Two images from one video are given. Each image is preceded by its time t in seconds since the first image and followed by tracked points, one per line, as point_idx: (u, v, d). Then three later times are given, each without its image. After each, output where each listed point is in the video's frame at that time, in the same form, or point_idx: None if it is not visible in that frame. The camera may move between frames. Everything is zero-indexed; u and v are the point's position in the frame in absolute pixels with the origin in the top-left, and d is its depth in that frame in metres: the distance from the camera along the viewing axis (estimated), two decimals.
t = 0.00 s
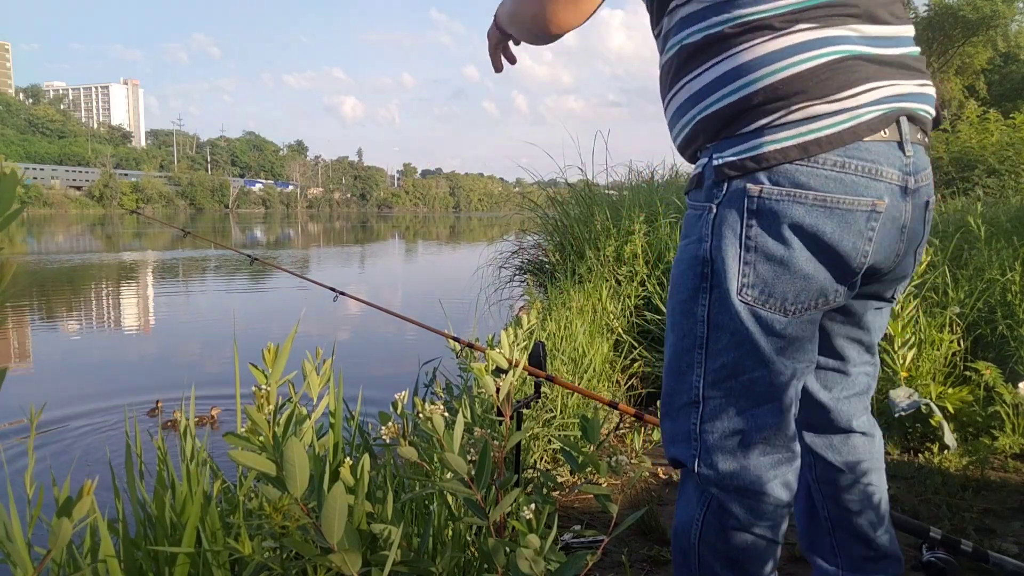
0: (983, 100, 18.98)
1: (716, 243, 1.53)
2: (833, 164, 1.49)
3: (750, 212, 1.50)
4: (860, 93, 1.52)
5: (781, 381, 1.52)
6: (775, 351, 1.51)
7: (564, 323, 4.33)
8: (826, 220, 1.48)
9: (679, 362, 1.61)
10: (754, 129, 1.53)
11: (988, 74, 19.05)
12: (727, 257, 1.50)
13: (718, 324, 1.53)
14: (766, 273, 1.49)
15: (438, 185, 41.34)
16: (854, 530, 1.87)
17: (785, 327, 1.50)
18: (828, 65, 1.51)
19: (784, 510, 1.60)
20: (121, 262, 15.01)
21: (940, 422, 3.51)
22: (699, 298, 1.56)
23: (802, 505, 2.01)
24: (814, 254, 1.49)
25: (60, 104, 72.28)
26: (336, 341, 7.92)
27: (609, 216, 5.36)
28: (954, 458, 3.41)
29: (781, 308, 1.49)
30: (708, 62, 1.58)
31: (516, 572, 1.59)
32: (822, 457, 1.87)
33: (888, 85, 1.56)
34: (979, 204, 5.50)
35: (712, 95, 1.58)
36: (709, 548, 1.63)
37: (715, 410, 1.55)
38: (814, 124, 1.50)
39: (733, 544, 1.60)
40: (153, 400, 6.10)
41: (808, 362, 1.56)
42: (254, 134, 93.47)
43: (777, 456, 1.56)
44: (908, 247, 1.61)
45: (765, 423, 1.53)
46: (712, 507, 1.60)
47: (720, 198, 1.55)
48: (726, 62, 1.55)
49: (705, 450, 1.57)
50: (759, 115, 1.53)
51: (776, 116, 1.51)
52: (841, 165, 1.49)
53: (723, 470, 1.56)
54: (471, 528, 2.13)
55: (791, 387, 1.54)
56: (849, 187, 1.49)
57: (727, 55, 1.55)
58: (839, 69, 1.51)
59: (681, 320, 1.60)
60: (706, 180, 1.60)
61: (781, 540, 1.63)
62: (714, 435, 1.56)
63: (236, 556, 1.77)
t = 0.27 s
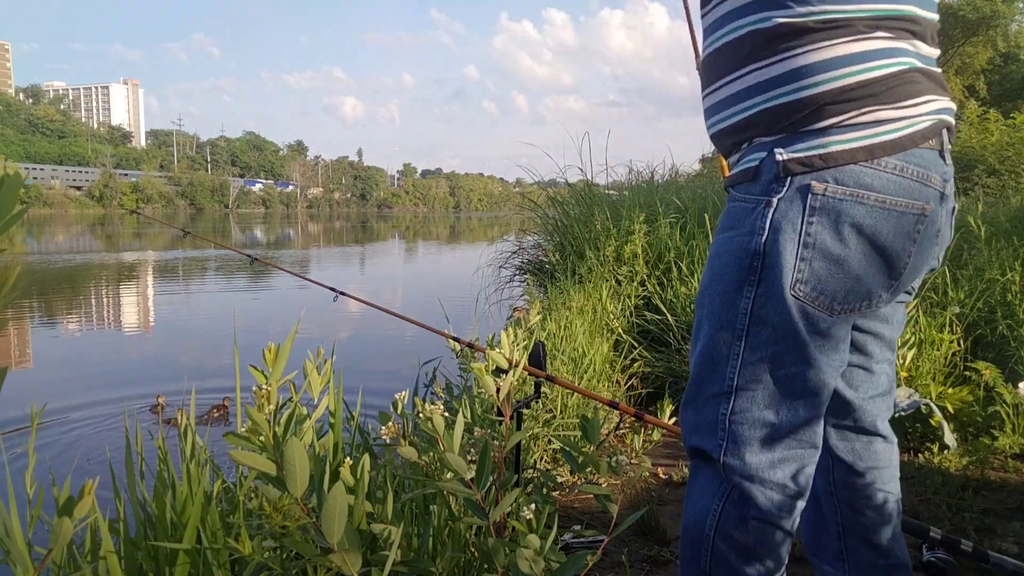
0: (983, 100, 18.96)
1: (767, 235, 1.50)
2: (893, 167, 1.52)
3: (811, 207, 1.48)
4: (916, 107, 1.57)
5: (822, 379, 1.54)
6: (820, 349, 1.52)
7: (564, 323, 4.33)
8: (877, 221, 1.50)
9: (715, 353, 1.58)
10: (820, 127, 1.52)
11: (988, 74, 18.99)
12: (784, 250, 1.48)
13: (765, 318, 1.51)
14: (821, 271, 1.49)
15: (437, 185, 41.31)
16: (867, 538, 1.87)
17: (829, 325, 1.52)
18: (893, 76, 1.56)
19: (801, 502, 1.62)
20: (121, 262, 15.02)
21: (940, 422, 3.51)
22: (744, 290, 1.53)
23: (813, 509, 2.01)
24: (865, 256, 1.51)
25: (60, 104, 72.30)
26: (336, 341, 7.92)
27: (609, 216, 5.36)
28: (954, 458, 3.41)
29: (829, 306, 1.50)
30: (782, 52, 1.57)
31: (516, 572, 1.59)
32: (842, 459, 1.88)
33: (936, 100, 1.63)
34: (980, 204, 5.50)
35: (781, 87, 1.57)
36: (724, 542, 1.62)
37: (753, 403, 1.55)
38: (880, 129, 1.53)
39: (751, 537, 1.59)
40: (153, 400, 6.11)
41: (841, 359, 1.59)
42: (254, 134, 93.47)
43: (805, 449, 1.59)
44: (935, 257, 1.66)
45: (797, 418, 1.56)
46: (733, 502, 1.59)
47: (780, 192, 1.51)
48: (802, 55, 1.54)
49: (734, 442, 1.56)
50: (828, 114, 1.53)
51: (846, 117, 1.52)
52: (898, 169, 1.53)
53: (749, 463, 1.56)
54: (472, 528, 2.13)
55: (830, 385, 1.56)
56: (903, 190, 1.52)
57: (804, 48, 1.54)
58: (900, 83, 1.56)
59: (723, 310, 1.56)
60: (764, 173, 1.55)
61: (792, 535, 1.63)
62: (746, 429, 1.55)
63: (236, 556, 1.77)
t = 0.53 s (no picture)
0: (983, 100, 18.92)
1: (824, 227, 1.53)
2: (949, 163, 1.57)
3: (875, 198, 1.51)
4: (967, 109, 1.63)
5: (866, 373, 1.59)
6: (867, 343, 1.56)
7: (564, 323, 4.33)
8: (932, 217, 1.54)
9: (760, 345, 1.59)
10: (885, 118, 1.55)
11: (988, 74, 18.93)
12: (845, 241, 1.51)
13: (816, 310, 1.54)
14: (876, 264, 1.53)
15: (437, 185, 41.29)
16: (874, 538, 1.88)
17: (876, 319, 1.56)
18: (950, 76, 1.62)
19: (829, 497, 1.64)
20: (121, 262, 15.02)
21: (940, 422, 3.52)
22: (798, 281, 1.55)
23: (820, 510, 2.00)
24: (916, 251, 1.55)
25: (60, 104, 72.33)
26: (336, 341, 7.92)
27: (609, 216, 5.36)
28: (954, 458, 3.42)
29: (881, 299, 1.54)
30: (854, 39, 1.57)
31: (516, 572, 1.59)
32: (859, 459, 1.88)
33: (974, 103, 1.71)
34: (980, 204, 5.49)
35: (850, 74, 1.57)
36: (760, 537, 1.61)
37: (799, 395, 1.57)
38: (938, 125, 1.58)
39: (787, 533, 1.59)
40: (153, 400, 6.11)
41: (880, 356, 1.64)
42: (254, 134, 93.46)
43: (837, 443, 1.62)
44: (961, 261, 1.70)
45: (838, 412, 1.59)
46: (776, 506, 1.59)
47: (844, 181, 1.53)
48: (875, 44, 1.56)
49: (775, 436, 1.57)
50: (894, 106, 1.56)
51: (909, 111, 1.56)
52: (953, 165, 1.58)
53: (790, 457, 1.57)
54: (472, 529, 2.13)
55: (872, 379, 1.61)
56: (956, 186, 1.57)
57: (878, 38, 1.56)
58: (956, 83, 1.63)
59: (773, 300, 1.57)
60: (823, 162, 1.56)
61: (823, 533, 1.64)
62: (786, 422, 1.57)
63: (236, 556, 1.77)
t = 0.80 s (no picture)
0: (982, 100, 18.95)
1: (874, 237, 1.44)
2: (978, 165, 1.53)
3: (916, 203, 1.44)
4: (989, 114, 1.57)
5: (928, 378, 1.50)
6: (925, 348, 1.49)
7: (564, 323, 4.33)
8: (967, 221, 1.48)
9: (820, 365, 1.48)
10: (915, 123, 1.47)
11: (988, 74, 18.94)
12: (893, 247, 1.44)
13: (876, 321, 1.45)
14: (925, 269, 1.46)
15: (437, 185, 41.32)
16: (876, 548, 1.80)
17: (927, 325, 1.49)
18: (977, 80, 1.57)
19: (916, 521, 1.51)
20: (121, 262, 15.05)
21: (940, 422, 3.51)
22: (855, 293, 1.45)
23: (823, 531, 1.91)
24: (961, 254, 1.49)
25: (60, 104, 72.37)
26: (336, 341, 7.93)
27: (609, 216, 5.37)
28: (954, 459, 3.42)
29: (930, 305, 1.48)
30: (890, 36, 1.49)
31: (515, 572, 1.59)
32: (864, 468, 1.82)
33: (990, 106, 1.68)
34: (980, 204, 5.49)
35: (885, 73, 1.48)
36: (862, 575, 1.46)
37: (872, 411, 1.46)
38: (967, 128, 1.53)
39: (895, 566, 1.44)
40: (153, 399, 6.11)
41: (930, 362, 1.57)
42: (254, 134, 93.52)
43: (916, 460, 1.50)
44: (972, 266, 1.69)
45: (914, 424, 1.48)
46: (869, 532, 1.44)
47: (883, 187, 1.45)
48: (910, 43, 1.48)
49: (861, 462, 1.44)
50: (925, 110, 1.49)
51: (940, 115, 1.50)
52: (981, 167, 1.54)
53: (884, 483, 1.43)
54: (472, 528, 2.13)
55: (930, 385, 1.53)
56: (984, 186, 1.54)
57: (913, 38, 1.48)
58: (980, 87, 1.58)
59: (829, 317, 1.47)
60: (854, 168, 1.47)
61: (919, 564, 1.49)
62: (867, 443, 1.45)
63: (236, 556, 1.77)
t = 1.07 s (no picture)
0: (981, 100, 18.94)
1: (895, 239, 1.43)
2: (992, 161, 1.55)
3: (936, 204, 1.44)
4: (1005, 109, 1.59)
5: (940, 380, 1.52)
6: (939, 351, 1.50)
7: (564, 323, 4.33)
8: (986, 219, 1.50)
9: (841, 370, 1.47)
10: (938, 118, 1.47)
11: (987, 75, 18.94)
12: (915, 251, 1.42)
13: (896, 326, 1.45)
14: (942, 272, 1.46)
15: (437, 185, 41.31)
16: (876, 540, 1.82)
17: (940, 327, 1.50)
18: (990, 74, 1.58)
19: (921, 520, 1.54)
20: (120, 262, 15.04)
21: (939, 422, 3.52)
22: (875, 298, 1.44)
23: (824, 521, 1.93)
24: (972, 255, 1.51)
25: (60, 104, 72.39)
26: (336, 341, 7.93)
27: (609, 216, 5.37)
28: (954, 458, 3.42)
29: (944, 307, 1.49)
30: (910, 29, 1.47)
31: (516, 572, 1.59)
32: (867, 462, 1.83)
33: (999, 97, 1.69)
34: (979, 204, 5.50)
35: (905, 67, 1.47)
36: None
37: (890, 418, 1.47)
38: (982, 123, 1.54)
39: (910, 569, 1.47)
40: (153, 400, 6.11)
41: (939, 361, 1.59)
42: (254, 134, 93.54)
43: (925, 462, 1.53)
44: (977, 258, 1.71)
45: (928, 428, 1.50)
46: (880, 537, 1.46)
47: (903, 185, 1.44)
48: (929, 38, 1.47)
49: (878, 471, 1.46)
50: (943, 106, 1.49)
51: (958, 110, 1.50)
52: (995, 164, 1.55)
53: (898, 489, 1.46)
54: (472, 529, 2.13)
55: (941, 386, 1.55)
56: (998, 182, 1.55)
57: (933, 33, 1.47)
58: (994, 81, 1.59)
59: (851, 322, 1.45)
60: (877, 164, 1.46)
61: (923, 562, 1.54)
62: (883, 450, 1.46)
63: (236, 556, 1.77)
